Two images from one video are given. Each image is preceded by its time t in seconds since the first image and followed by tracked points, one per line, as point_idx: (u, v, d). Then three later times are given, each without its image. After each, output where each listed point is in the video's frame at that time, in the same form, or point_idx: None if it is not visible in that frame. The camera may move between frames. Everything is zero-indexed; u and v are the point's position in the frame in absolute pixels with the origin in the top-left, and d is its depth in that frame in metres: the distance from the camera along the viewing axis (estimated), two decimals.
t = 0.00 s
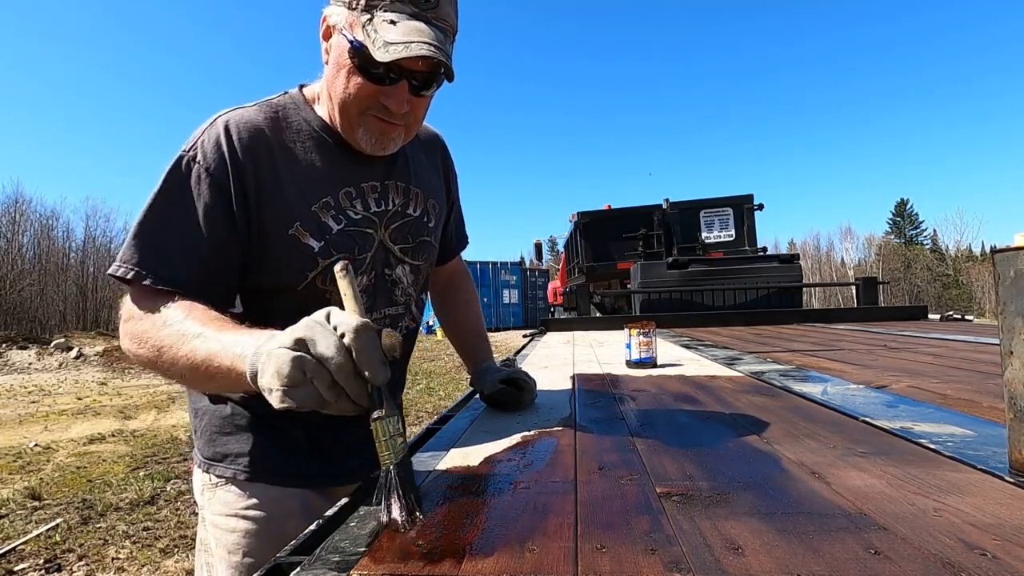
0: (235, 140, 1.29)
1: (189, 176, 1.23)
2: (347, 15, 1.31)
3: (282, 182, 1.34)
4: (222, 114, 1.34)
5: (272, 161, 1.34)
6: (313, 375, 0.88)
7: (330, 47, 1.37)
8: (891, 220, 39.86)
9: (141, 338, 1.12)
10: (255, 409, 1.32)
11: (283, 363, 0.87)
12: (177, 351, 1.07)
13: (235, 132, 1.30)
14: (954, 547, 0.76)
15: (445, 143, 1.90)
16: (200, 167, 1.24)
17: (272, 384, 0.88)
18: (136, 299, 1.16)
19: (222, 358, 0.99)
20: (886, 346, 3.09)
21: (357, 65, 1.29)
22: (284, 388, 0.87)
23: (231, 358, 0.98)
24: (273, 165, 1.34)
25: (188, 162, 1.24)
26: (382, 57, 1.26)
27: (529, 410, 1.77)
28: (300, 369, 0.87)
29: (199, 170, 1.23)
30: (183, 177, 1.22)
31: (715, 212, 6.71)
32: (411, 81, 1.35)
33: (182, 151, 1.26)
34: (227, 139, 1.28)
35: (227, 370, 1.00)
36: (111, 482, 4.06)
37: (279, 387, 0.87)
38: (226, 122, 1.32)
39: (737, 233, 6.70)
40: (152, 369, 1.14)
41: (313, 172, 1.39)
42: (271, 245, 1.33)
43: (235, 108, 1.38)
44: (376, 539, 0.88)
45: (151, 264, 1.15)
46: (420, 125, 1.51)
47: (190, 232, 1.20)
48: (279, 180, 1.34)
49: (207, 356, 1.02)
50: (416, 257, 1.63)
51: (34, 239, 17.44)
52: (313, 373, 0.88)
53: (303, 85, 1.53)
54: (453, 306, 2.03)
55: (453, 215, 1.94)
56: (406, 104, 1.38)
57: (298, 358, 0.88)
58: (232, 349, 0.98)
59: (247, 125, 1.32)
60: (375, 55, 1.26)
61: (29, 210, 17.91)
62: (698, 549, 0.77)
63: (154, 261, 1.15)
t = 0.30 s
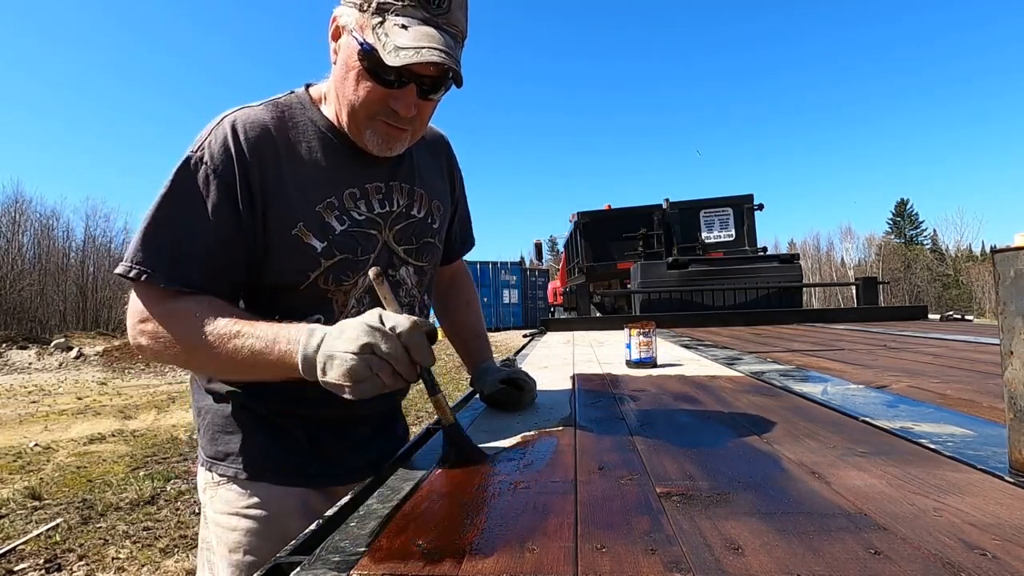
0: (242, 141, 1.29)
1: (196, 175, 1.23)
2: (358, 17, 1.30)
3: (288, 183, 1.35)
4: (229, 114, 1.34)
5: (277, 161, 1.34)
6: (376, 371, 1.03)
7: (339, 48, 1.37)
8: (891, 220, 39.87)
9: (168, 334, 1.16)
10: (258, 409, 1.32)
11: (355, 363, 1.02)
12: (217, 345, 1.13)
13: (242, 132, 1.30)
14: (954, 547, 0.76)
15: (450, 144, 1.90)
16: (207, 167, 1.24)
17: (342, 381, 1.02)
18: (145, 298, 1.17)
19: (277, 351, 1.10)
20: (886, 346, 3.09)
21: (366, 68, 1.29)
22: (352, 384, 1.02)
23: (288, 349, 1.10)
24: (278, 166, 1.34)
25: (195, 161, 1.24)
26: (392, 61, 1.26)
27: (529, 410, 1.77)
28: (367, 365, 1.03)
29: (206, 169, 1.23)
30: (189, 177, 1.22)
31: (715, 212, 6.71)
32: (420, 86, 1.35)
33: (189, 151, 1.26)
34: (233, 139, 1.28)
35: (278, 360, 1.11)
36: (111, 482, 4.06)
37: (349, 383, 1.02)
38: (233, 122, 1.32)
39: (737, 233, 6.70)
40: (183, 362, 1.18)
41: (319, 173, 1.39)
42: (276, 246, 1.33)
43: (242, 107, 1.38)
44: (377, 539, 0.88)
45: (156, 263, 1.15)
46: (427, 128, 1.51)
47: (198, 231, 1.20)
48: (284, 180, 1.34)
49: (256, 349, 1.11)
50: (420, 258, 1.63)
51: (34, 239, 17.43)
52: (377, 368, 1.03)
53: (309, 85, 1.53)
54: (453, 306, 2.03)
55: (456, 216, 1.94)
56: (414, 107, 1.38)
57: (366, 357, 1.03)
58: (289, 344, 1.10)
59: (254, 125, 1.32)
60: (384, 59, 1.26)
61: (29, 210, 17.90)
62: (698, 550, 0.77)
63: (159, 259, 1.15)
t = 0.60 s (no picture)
0: (247, 137, 1.29)
1: (200, 172, 1.23)
2: (367, 21, 1.30)
3: (292, 181, 1.35)
4: (235, 112, 1.34)
5: (283, 159, 1.34)
6: (272, 371, 0.89)
7: (346, 50, 1.37)
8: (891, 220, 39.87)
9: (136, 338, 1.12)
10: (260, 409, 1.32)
11: (242, 358, 0.88)
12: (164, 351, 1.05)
13: (247, 129, 1.31)
14: (954, 547, 0.76)
15: (452, 146, 1.90)
16: (211, 164, 1.24)
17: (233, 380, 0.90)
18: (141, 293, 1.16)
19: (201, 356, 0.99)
20: (886, 346, 3.09)
21: (374, 72, 1.29)
22: (243, 384, 0.88)
23: (209, 354, 0.97)
24: (284, 165, 1.34)
25: (199, 159, 1.24)
26: (400, 68, 1.25)
27: (529, 410, 1.77)
28: (259, 365, 0.88)
29: (209, 167, 1.24)
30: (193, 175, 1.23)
31: (715, 212, 6.72)
32: (427, 91, 1.34)
33: (194, 148, 1.26)
34: (238, 135, 1.28)
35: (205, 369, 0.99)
36: (111, 482, 4.06)
37: (238, 384, 0.89)
38: (239, 120, 1.32)
39: (737, 233, 6.70)
40: (148, 369, 1.13)
41: (323, 173, 1.39)
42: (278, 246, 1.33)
43: (249, 107, 1.38)
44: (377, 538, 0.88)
45: (159, 259, 1.15)
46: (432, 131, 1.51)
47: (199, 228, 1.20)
48: (289, 178, 1.34)
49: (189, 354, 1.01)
50: (422, 259, 1.63)
51: (35, 239, 17.44)
52: (272, 368, 0.89)
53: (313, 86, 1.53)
54: (453, 306, 2.03)
55: (458, 218, 1.94)
56: (419, 112, 1.38)
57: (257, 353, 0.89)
58: (210, 350, 0.97)
59: (259, 123, 1.33)
60: (393, 65, 1.25)
61: (29, 210, 17.90)
62: (698, 550, 0.77)
63: (161, 255, 1.15)
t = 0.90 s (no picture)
0: (246, 140, 1.29)
1: (199, 176, 1.23)
2: (362, 19, 1.30)
3: (291, 183, 1.35)
4: (233, 114, 1.34)
5: (281, 162, 1.34)
6: (381, 370, 1.05)
7: (342, 48, 1.37)
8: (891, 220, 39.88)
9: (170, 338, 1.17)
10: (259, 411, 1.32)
11: (362, 363, 1.03)
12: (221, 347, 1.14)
13: (246, 132, 1.30)
14: (954, 547, 0.76)
15: (452, 145, 1.90)
16: (210, 169, 1.24)
17: (348, 382, 1.03)
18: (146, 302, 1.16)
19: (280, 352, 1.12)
20: (886, 346, 3.09)
21: (370, 69, 1.29)
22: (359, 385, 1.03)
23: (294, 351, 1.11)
24: (282, 167, 1.34)
25: (198, 163, 1.24)
26: (395, 64, 1.25)
27: (529, 410, 1.77)
28: (373, 365, 1.04)
29: (209, 171, 1.23)
30: (193, 180, 1.22)
31: (715, 212, 6.72)
32: (423, 88, 1.34)
33: (193, 151, 1.26)
34: (237, 139, 1.28)
35: (284, 364, 1.12)
36: (111, 482, 4.06)
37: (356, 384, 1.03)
38: (237, 122, 1.31)
39: (737, 233, 6.71)
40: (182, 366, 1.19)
41: (321, 174, 1.39)
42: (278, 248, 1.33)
43: (245, 107, 1.38)
44: (377, 538, 0.88)
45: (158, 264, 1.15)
46: (430, 130, 1.50)
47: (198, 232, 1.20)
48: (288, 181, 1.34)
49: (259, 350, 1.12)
50: (421, 259, 1.63)
51: (35, 239, 17.43)
52: (383, 368, 1.05)
53: (312, 85, 1.53)
54: (454, 307, 2.03)
55: (457, 218, 1.94)
56: (416, 110, 1.37)
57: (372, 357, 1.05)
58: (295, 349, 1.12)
59: (258, 125, 1.32)
60: (388, 62, 1.25)
61: (29, 210, 17.90)
62: (698, 549, 0.77)
63: (163, 261, 1.15)
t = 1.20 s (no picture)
0: (241, 135, 1.29)
1: (193, 170, 1.24)
2: (352, 13, 1.31)
3: (288, 181, 1.35)
4: (231, 110, 1.34)
5: (279, 158, 1.34)
6: (273, 403, 0.86)
7: (335, 45, 1.37)
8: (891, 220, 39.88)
9: (122, 343, 1.11)
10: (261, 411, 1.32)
11: (242, 394, 0.85)
12: (152, 353, 1.04)
13: (242, 127, 1.30)
14: (954, 547, 0.76)
15: (450, 144, 1.90)
16: (204, 162, 1.24)
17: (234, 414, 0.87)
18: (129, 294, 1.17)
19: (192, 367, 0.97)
20: (886, 346, 3.09)
21: (361, 63, 1.29)
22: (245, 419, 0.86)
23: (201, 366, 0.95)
24: (279, 163, 1.34)
25: (192, 156, 1.24)
26: (383, 56, 1.26)
27: (529, 410, 1.77)
28: (263, 397, 0.85)
29: (202, 165, 1.24)
30: (186, 173, 1.23)
31: (715, 212, 6.72)
32: (415, 81, 1.34)
33: (188, 146, 1.26)
34: (233, 134, 1.28)
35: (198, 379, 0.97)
36: (111, 482, 4.06)
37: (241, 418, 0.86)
38: (235, 119, 1.32)
39: (737, 233, 6.71)
40: (133, 369, 1.12)
41: (318, 172, 1.39)
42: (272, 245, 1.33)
43: (244, 104, 1.38)
44: (377, 539, 0.88)
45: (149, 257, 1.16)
46: (425, 125, 1.50)
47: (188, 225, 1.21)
48: (285, 177, 1.34)
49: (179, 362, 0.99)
50: (420, 259, 1.63)
51: (35, 239, 17.44)
52: (274, 400, 0.86)
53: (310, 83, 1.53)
54: (454, 307, 2.03)
55: (455, 217, 1.94)
56: (409, 103, 1.37)
57: (256, 387, 0.85)
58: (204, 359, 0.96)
59: (255, 121, 1.33)
60: (377, 54, 1.26)
61: (29, 210, 17.91)
62: (698, 549, 0.77)
63: (156, 253, 1.16)
